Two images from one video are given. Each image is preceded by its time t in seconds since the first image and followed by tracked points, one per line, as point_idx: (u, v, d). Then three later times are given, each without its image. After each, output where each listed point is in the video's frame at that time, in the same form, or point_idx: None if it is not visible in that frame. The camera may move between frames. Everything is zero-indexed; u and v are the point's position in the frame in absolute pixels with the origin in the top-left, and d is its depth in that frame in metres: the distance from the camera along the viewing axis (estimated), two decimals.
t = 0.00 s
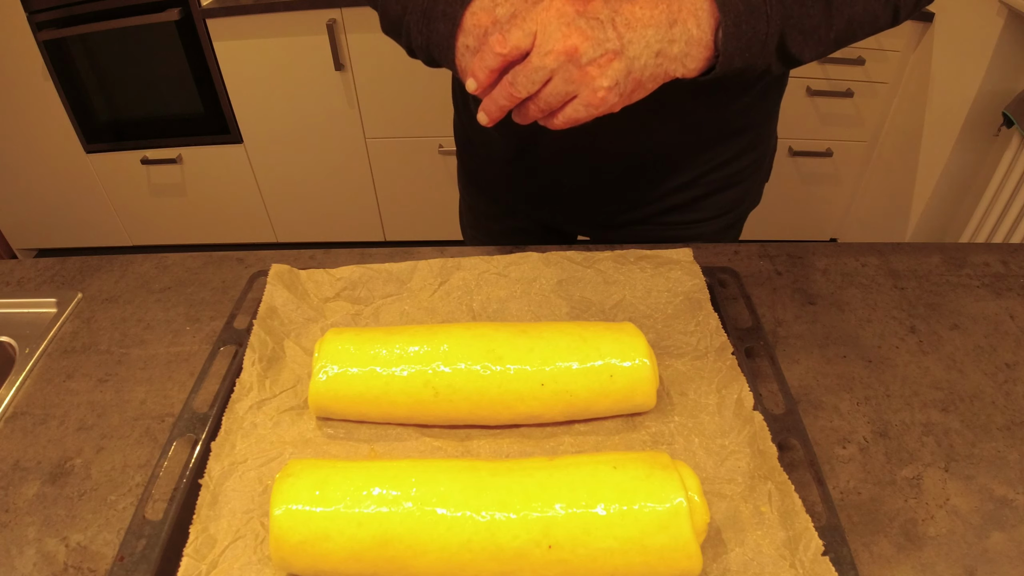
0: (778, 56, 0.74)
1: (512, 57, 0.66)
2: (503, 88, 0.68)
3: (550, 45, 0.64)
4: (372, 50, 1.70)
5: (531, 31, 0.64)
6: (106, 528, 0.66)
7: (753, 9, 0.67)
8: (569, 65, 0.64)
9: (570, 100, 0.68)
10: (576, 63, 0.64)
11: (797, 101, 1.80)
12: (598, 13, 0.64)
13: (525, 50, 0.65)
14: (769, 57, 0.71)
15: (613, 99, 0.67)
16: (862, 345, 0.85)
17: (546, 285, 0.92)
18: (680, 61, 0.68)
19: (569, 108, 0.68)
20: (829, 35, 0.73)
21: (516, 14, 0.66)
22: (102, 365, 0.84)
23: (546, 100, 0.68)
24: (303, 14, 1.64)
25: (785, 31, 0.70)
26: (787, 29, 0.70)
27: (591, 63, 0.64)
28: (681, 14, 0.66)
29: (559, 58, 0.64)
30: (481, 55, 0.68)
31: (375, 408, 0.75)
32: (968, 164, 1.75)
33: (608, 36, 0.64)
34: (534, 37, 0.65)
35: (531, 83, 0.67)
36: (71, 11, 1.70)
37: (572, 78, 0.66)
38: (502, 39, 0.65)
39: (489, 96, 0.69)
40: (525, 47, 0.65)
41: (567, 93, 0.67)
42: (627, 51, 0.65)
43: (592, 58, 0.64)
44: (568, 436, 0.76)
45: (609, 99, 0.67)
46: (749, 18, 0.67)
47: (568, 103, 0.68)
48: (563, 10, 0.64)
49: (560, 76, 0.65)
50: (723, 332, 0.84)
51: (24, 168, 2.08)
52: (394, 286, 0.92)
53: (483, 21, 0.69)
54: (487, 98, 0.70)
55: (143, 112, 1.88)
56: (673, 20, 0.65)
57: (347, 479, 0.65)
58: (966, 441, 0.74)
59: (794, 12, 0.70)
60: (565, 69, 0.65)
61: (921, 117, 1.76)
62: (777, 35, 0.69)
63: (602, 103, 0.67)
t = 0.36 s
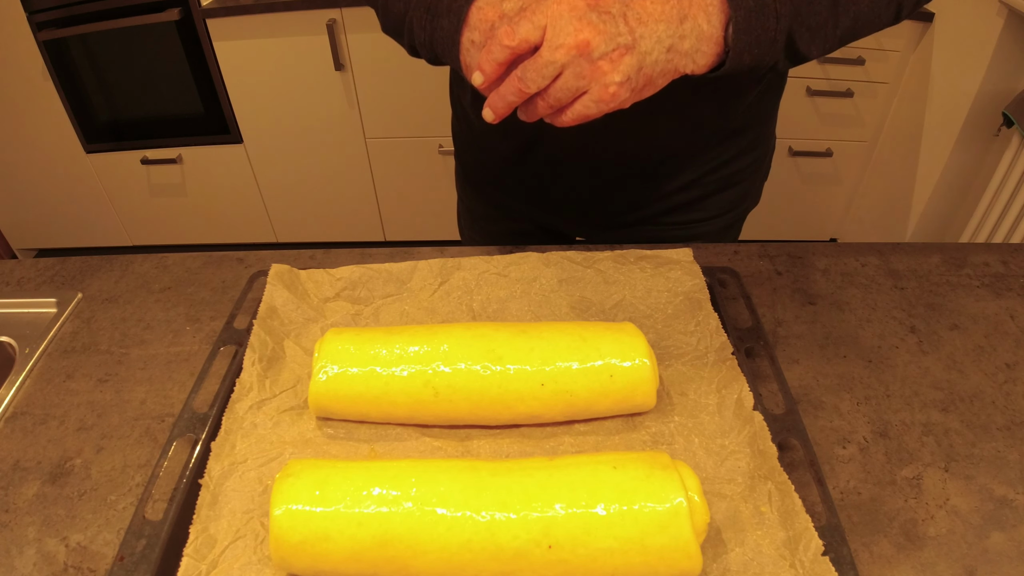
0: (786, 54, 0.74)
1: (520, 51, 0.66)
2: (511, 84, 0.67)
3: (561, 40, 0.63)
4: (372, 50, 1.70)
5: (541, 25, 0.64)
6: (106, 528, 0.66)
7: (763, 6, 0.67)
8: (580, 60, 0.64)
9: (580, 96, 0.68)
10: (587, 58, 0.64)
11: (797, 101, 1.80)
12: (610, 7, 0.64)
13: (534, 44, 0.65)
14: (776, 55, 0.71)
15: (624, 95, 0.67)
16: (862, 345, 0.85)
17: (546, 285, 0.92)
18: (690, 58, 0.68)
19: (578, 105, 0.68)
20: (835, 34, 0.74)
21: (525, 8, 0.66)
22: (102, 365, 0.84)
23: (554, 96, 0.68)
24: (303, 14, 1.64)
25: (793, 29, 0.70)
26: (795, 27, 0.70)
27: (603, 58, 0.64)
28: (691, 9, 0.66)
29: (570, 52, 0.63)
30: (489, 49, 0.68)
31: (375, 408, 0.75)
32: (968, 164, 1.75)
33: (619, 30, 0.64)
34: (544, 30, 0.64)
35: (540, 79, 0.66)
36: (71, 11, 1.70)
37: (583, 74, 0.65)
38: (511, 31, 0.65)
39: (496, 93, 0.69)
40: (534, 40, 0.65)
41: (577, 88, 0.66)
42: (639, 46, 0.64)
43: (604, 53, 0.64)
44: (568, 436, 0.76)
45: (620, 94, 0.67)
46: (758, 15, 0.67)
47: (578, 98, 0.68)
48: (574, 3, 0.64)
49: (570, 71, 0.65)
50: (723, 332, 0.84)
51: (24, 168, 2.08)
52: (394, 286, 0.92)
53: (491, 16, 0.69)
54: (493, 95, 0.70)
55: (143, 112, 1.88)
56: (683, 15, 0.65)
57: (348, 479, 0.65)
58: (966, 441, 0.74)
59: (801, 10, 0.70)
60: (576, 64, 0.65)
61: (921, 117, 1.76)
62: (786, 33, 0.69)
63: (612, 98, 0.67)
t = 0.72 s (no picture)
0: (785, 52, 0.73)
1: (519, 44, 0.66)
2: (511, 76, 0.67)
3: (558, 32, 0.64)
4: (372, 50, 1.70)
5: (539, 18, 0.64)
6: (107, 528, 0.66)
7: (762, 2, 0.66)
8: (578, 52, 0.65)
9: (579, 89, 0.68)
10: (585, 51, 0.65)
11: (797, 100, 1.80)
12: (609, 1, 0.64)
13: (533, 37, 0.65)
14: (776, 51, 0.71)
15: (622, 89, 0.67)
16: (862, 345, 0.85)
17: (546, 285, 0.92)
18: (689, 53, 0.68)
19: (576, 98, 0.69)
20: (836, 29, 0.73)
21: (524, 0, 0.66)
22: (102, 365, 0.84)
23: (553, 89, 0.68)
24: (303, 14, 1.64)
25: (793, 26, 0.70)
26: (795, 24, 0.70)
27: (601, 51, 0.65)
28: (691, 5, 0.65)
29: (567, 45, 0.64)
30: (489, 42, 0.68)
31: (375, 408, 0.75)
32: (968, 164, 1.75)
33: (618, 24, 0.64)
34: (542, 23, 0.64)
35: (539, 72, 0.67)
36: (71, 11, 1.70)
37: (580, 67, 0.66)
38: (510, 24, 0.65)
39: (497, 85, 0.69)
40: (533, 33, 0.65)
41: (575, 82, 0.67)
42: (637, 40, 0.64)
43: (602, 46, 0.64)
44: (568, 436, 0.76)
45: (618, 88, 0.67)
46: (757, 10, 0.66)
47: (575, 92, 0.68)
48: None
49: (568, 64, 0.65)
50: (723, 332, 0.84)
51: (24, 168, 2.08)
52: (394, 286, 0.92)
53: (490, 10, 0.69)
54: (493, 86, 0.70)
55: (143, 112, 1.88)
56: (683, 11, 0.65)
57: (348, 479, 0.65)
58: (966, 441, 0.74)
59: (802, 6, 0.69)
60: (574, 57, 0.65)
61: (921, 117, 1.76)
62: (786, 28, 0.69)
63: (610, 92, 0.67)
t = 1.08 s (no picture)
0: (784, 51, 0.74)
1: (527, 38, 0.66)
2: (518, 72, 0.67)
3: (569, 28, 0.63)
4: (373, 50, 1.70)
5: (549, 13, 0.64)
6: (107, 528, 0.66)
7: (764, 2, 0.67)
8: (588, 51, 0.64)
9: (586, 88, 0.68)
10: (595, 50, 0.64)
11: (796, 100, 1.80)
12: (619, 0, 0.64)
13: (541, 33, 0.65)
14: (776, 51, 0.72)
15: (629, 88, 0.67)
16: (863, 345, 0.85)
17: (546, 285, 0.92)
18: (694, 53, 0.69)
19: (584, 96, 0.68)
20: (836, 29, 0.74)
21: None
22: (102, 365, 0.84)
23: (559, 88, 0.68)
24: (303, 14, 1.64)
25: (795, 25, 0.71)
26: (796, 23, 0.71)
27: (610, 51, 0.64)
28: (697, 6, 0.66)
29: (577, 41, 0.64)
30: (497, 35, 0.68)
31: (375, 408, 0.75)
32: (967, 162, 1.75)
33: (627, 24, 0.64)
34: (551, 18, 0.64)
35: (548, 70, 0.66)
36: (71, 11, 1.70)
37: (588, 65, 0.65)
38: (519, 18, 0.66)
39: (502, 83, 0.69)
40: (541, 28, 0.65)
41: (584, 80, 0.66)
42: (646, 40, 0.64)
43: (612, 46, 0.64)
44: (568, 436, 0.76)
45: (627, 87, 0.67)
46: (760, 12, 0.67)
47: (582, 89, 0.67)
48: None
49: (576, 62, 0.65)
50: (723, 332, 0.84)
51: (25, 168, 2.08)
52: (394, 286, 0.92)
53: (498, 9, 0.69)
54: (499, 82, 0.70)
55: (143, 112, 1.88)
56: (689, 12, 0.66)
57: (348, 479, 0.65)
58: (966, 441, 0.74)
59: (802, 6, 0.70)
60: (584, 55, 0.65)
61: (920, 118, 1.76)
62: (787, 29, 0.70)
63: (618, 92, 0.67)
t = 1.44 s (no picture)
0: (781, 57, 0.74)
1: (528, 51, 0.67)
2: (519, 85, 0.67)
3: (568, 42, 0.64)
4: (372, 50, 1.70)
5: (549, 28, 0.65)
6: (107, 528, 0.66)
7: (761, 14, 0.67)
8: (586, 64, 0.64)
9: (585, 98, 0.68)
10: (594, 62, 0.65)
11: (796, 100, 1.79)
12: (617, 13, 0.64)
13: (541, 46, 0.66)
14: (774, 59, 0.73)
15: (628, 99, 0.67)
16: (862, 345, 0.85)
17: (546, 285, 0.92)
18: (692, 63, 0.69)
19: (584, 107, 0.69)
20: (833, 37, 0.74)
21: (533, 10, 0.67)
22: (102, 365, 0.84)
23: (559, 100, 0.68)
24: (303, 14, 1.64)
25: (792, 33, 0.71)
26: (794, 32, 0.71)
27: (608, 63, 0.65)
28: (694, 16, 0.66)
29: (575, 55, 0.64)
30: (498, 48, 0.69)
31: (375, 408, 0.75)
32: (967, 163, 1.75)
33: (625, 36, 0.64)
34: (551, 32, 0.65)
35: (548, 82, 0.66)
36: (72, 11, 1.70)
37: (587, 78, 0.66)
38: (519, 32, 0.66)
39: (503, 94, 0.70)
40: (541, 42, 0.65)
41: (583, 92, 0.67)
42: (643, 51, 0.65)
43: (610, 58, 0.65)
44: (568, 436, 0.76)
45: (625, 97, 0.67)
46: (756, 23, 0.67)
47: (582, 101, 0.68)
48: (582, 8, 0.64)
49: (575, 75, 0.65)
50: (723, 332, 0.84)
51: (24, 168, 2.08)
52: (394, 286, 0.92)
53: (498, 21, 0.70)
54: (501, 93, 0.70)
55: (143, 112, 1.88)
56: (686, 22, 0.66)
57: (348, 479, 0.65)
58: (966, 441, 0.74)
59: (801, 14, 0.70)
60: (583, 68, 0.65)
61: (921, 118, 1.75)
62: (785, 38, 0.70)
63: (617, 102, 0.67)
